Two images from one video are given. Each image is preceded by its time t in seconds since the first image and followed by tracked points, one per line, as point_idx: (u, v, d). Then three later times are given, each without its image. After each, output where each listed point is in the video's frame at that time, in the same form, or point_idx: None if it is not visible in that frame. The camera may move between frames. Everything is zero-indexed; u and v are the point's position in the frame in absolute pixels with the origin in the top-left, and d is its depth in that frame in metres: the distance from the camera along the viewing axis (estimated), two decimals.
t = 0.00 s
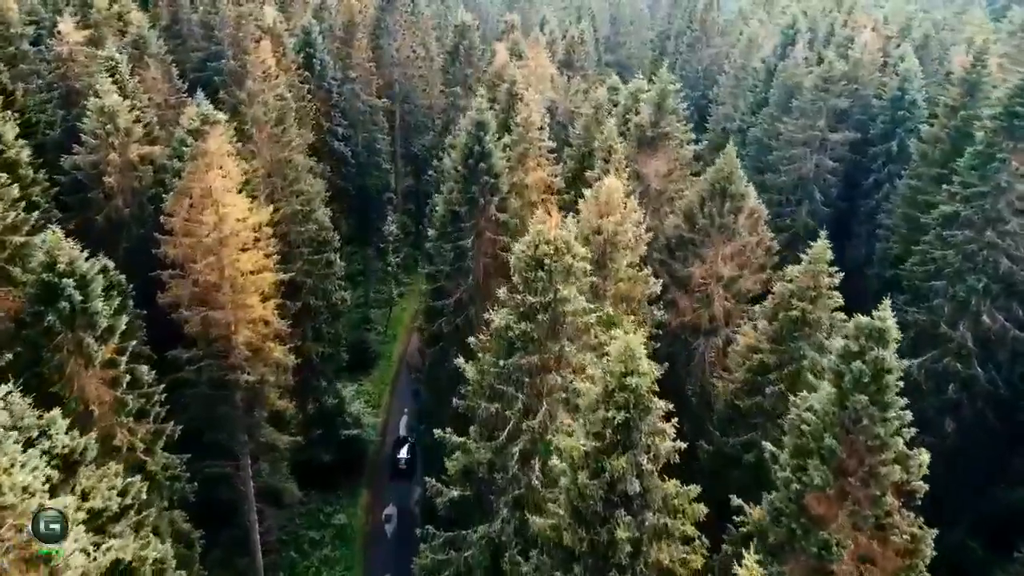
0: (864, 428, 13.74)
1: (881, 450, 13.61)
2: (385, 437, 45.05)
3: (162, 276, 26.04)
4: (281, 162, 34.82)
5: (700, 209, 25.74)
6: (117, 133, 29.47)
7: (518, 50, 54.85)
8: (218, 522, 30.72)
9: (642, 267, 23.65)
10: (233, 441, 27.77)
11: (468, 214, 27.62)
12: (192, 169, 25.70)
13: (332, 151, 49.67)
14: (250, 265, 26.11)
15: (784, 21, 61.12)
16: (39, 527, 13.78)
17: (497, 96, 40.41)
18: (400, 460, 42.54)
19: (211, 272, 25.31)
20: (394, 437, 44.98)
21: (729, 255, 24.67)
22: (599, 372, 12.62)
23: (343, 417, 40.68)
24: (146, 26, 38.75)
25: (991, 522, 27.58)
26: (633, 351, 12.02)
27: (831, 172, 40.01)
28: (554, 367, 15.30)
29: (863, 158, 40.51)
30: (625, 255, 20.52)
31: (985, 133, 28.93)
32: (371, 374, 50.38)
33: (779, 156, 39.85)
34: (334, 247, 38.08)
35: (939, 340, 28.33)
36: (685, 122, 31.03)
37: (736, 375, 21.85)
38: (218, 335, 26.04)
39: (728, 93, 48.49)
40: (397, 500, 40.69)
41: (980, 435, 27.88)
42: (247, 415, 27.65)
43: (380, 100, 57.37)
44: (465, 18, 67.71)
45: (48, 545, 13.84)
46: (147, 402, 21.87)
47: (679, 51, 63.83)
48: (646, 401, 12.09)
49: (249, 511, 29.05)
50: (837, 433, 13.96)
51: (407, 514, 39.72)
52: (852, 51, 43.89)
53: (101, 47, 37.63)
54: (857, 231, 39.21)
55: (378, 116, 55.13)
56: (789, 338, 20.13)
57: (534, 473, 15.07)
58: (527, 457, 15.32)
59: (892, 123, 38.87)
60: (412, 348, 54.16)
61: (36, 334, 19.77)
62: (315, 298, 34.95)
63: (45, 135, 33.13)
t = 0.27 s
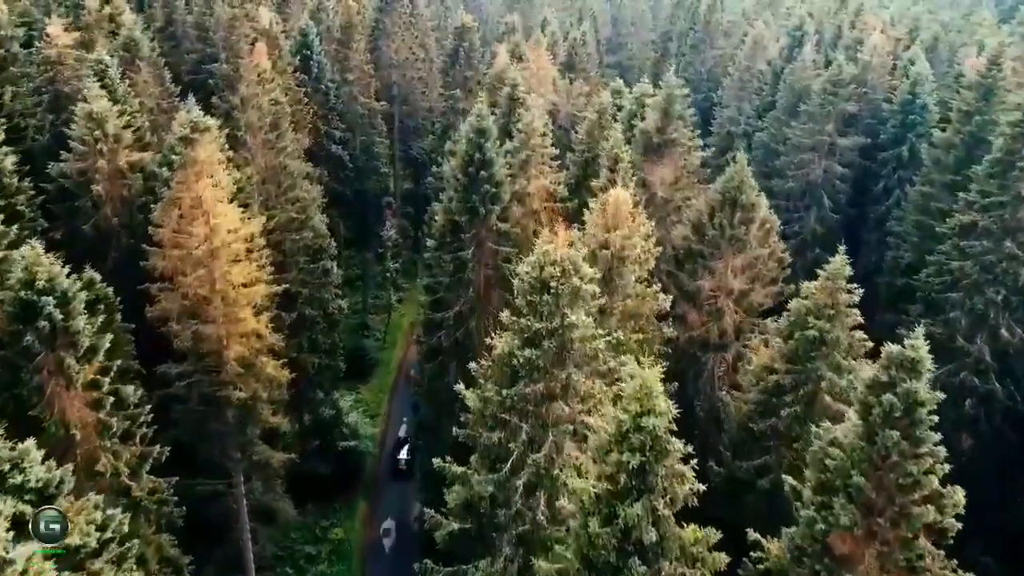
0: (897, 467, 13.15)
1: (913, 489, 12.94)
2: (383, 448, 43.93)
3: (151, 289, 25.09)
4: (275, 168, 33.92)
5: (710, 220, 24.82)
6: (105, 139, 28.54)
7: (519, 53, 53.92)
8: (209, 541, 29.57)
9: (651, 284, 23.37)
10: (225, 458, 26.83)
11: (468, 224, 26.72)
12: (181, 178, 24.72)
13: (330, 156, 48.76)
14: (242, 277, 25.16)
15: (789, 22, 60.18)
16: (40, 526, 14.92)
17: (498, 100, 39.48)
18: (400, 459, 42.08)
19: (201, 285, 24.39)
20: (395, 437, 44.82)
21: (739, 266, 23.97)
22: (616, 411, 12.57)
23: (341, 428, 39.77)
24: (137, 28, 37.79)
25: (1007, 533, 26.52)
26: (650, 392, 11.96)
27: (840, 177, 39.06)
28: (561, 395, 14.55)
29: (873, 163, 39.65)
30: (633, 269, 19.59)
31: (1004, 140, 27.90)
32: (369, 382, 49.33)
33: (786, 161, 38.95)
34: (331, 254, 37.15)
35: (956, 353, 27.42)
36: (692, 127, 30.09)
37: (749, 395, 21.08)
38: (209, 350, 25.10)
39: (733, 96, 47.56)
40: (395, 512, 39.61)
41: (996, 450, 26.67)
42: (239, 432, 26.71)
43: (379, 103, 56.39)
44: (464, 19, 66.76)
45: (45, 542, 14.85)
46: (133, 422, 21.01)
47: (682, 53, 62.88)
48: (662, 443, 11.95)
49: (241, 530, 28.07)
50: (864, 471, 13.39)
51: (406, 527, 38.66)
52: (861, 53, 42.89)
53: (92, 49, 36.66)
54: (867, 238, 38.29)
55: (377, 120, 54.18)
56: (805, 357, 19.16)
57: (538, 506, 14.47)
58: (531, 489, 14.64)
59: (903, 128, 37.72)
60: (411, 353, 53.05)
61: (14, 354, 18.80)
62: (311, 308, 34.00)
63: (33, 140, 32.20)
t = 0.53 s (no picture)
0: (930, 510, 13.90)
1: (950, 534, 13.82)
2: (381, 460, 42.79)
3: (138, 304, 24.18)
4: (270, 175, 33.00)
5: (720, 232, 23.87)
6: (93, 147, 27.55)
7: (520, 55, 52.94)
8: (201, 561, 28.64)
9: (660, 304, 23.25)
10: (217, 477, 25.94)
11: (468, 235, 25.82)
12: (169, 188, 23.72)
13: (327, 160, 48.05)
14: (233, 291, 24.21)
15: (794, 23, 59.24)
16: (40, 526, 14.87)
17: (500, 105, 38.53)
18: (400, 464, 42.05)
19: (190, 299, 23.49)
20: (395, 436, 44.66)
21: (748, 282, 23.31)
22: (633, 460, 13.50)
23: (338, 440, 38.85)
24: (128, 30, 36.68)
25: None
26: (670, 440, 12.90)
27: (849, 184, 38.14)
28: (567, 428, 14.10)
29: (883, 169, 38.76)
30: (641, 287, 18.67)
31: None
32: (367, 390, 48.46)
33: (794, 167, 38.03)
34: (327, 263, 36.25)
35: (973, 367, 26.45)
36: (699, 133, 29.16)
37: (762, 418, 20.17)
38: (199, 366, 24.22)
39: (739, 99, 46.66)
40: (394, 525, 38.49)
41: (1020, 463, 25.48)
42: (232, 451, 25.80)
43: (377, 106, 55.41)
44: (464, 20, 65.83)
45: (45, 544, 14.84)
46: (119, 446, 20.16)
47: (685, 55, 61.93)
48: (680, 493, 12.88)
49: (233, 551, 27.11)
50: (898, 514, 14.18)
51: (405, 541, 37.54)
52: (871, 56, 41.85)
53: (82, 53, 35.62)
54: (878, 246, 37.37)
55: (375, 123, 53.26)
56: (823, 380, 18.21)
57: (544, 546, 14.20)
58: (535, 526, 14.26)
59: (915, 133, 36.80)
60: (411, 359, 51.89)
61: None
62: (307, 320, 33.00)
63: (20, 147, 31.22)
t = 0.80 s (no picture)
0: (971, 562, 13.83)
1: None
2: (380, 475, 41.88)
3: (125, 320, 23.22)
4: (264, 184, 32.10)
5: (731, 246, 22.94)
6: (79, 155, 26.57)
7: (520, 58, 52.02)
8: None
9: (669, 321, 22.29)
10: (209, 499, 24.98)
11: (468, 247, 24.88)
12: (155, 201, 22.66)
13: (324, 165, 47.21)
14: (223, 307, 23.24)
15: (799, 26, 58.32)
16: (41, 525, 17.40)
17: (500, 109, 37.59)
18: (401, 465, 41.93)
19: (178, 316, 22.54)
20: (395, 443, 44.08)
21: (759, 297, 22.41)
22: (651, 518, 13.05)
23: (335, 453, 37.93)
24: (118, 33, 35.66)
25: None
26: (694, 500, 12.54)
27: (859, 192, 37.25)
28: (576, 467, 13.43)
29: (893, 176, 37.89)
30: (651, 308, 17.74)
31: None
32: (365, 399, 47.61)
33: (802, 174, 37.08)
34: (324, 273, 35.33)
35: (992, 383, 25.52)
36: (708, 141, 28.22)
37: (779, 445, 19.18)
38: (188, 385, 23.30)
39: (745, 103, 45.73)
40: (392, 541, 37.63)
41: None
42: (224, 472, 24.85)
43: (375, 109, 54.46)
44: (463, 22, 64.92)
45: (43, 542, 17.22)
46: (102, 473, 19.26)
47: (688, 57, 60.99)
48: (703, 556, 12.60)
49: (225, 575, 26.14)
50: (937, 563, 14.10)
51: (404, 558, 36.71)
52: (880, 59, 40.94)
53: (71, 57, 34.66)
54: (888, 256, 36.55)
55: (374, 127, 52.32)
56: (843, 406, 17.29)
57: None
58: (540, 570, 13.37)
59: (926, 140, 35.91)
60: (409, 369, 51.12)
61: None
62: (302, 332, 32.08)
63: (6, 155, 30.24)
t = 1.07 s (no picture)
0: None
1: None
2: (378, 491, 40.88)
3: (110, 338, 22.27)
4: (257, 193, 31.02)
5: (742, 261, 21.97)
6: (66, 164, 25.62)
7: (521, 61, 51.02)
8: None
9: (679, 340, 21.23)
10: (199, 522, 24.03)
11: (468, 261, 23.90)
12: (142, 214, 21.73)
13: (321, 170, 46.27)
14: (211, 325, 22.26)
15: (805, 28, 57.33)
16: (41, 525, 16.69)
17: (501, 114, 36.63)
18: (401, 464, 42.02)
19: (165, 334, 21.60)
20: (393, 455, 43.10)
21: (772, 314, 21.44)
22: None
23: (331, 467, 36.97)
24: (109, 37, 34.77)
25: None
26: (722, 569, 12.24)
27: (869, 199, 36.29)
28: (586, 513, 12.90)
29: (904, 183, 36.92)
30: (662, 331, 16.82)
31: None
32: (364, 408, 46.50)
33: (811, 181, 36.13)
34: (320, 283, 34.36)
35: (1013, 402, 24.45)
36: (716, 149, 27.24)
37: (799, 474, 18.22)
38: (176, 406, 22.37)
39: (751, 108, 44.79)
40: (389, 561, 36.67)
41: None
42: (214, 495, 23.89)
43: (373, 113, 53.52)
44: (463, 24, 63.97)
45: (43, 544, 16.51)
46: (82, 504, 18.27)
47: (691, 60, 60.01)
48: None
49: None
50: None
51: None
52: (890, 63, 39.94)
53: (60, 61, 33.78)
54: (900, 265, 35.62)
55: (372, 131, 51.36)
56: (865, 435, 16.34)
57: None
58: None
59: (939, 146, 34.91)
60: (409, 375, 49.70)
61: None
62: (297, 345, 31.10)
63: None
